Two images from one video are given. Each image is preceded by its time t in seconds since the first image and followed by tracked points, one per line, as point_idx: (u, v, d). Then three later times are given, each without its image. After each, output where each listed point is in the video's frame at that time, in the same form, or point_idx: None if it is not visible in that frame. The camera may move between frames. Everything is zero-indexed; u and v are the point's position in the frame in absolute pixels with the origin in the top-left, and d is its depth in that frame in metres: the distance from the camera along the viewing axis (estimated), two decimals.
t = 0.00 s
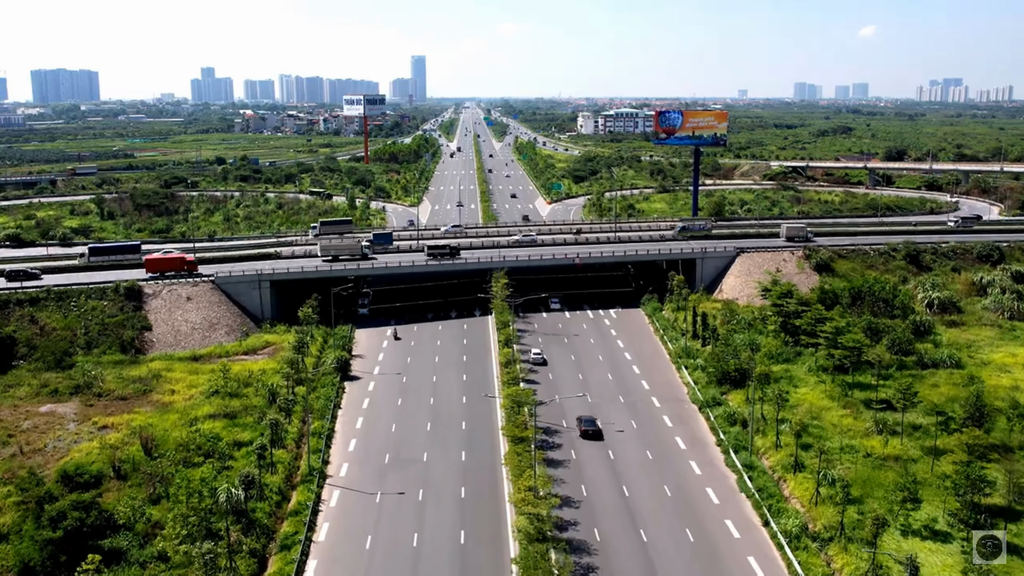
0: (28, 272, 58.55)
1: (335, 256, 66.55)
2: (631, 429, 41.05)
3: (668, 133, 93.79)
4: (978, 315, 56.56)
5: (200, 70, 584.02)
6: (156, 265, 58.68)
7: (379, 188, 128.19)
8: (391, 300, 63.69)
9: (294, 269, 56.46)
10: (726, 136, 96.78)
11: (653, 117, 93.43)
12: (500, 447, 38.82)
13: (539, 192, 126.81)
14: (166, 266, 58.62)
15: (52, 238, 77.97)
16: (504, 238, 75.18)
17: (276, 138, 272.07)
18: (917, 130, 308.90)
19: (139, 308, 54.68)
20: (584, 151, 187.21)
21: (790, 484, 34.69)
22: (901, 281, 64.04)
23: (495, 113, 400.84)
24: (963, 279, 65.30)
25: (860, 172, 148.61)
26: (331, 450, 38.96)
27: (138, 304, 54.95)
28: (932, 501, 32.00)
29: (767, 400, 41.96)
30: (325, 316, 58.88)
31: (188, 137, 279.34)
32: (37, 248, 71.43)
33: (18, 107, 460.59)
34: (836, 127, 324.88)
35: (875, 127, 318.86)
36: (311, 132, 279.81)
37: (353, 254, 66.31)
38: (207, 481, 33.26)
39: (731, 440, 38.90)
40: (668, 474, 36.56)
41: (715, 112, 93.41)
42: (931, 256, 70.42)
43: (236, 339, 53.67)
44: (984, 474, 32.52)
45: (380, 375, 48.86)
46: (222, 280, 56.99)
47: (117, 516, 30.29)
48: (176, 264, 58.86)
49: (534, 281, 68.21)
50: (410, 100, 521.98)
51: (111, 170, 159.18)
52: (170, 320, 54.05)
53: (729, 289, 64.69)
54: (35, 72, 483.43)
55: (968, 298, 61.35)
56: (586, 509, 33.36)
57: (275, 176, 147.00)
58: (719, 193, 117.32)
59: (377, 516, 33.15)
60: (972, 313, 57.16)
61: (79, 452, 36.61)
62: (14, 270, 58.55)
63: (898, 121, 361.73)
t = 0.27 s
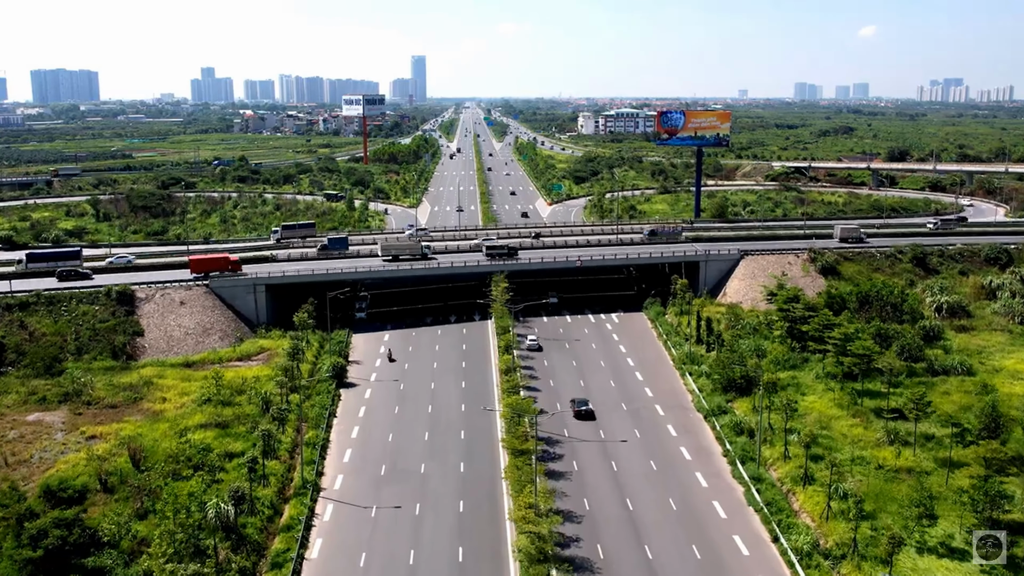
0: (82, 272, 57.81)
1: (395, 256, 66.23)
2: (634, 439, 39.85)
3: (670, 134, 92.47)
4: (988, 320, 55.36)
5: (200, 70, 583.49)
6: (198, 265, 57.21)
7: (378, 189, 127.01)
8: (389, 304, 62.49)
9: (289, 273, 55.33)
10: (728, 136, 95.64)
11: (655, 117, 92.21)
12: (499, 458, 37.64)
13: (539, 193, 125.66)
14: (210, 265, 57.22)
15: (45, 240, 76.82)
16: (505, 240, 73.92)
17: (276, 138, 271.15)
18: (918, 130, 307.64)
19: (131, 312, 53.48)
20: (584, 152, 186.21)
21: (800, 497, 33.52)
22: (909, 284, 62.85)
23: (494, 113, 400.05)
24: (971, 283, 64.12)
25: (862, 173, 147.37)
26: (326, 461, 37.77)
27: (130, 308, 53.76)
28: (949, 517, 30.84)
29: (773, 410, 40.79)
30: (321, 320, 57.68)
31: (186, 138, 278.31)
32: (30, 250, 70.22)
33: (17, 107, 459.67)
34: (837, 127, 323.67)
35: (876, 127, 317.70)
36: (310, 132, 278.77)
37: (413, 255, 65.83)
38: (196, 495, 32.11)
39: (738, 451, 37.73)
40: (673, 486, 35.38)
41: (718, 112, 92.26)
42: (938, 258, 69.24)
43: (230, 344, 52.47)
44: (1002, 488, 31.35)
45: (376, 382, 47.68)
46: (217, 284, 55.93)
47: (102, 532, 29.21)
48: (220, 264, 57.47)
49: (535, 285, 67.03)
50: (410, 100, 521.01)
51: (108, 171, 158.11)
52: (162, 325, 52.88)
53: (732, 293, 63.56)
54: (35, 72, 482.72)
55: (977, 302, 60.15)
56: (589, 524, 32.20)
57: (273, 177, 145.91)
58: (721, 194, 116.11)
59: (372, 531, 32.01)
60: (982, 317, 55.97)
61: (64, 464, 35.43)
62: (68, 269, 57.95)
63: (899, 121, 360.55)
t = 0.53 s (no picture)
0: (134, 270, 57.90)
1: (455, 255, 65.80)
2: (637, 449, 38.74)
3: (672, 134, 91.23)
4: (999, 325, 54.20)
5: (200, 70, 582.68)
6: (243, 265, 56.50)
7: (377, 190, 125.86)
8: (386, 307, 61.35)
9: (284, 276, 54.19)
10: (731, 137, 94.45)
11: (657, 117, 91.00)
12: (498, 470, 36.51)
13: (540, 194, 124.47)
14: (255, 265, 56.55)
15: (38, 242, 75.63)
16: (505, 242, 72.71)
17: (275, 138, 270.03)
18: (920, 130, 306.27)
19: (123, 317, 52.33)
20: (585, 152, 185.09)
21: (810, 512, 32.37)
22: (916, 288, 61.69)
23: (494, 113, 398.77)
24: (980, 286, 62.95)
25: (866, 173, 146.16)
26: (320, 472, 36.64)
27: (122, 313, 52.60)
28: (966, 534, 29.67)
29: (781, 420, 39.64)
30: (317, 325, 56.52)
31: (185, 138, 277.27)
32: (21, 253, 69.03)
33: (17, 107, 458.70)
34: (839, 126, 322.34)
35: (877, 128, 316.44)
36: (310, 133, 277.72)
37: (473, 254, 65.26)
38: (184, 510, 30.98)
39: (745, 462, 36.57)
40: (677, 499, 34.26)
41: (720, 112, 91.08)
42: (945, 261, 68.06)
43: (224, 350, 51.34)
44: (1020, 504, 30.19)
45: (373, 389, 46.54)
46: (211, 288, 54.80)
47: (84, 550, 28.10)
48: (265, 263, 56.77)
49: (535, 288, 65.86)
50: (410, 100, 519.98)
51: (106, 171, 156.98)
52: (154, 330, 51.72)
53: (736, 296, 62.43)
54: (35, 72, 481.68)
55: (986, 306, 58.98)
56: (591, 539, 31.07)
57: (272, 177, 144.75)
58: (723, 195, 114.94)
59: (367, 546, 30.88)
60: (992, 322, 54.79)
61: (49, 477, 34.31)
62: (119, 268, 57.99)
63: (901, 121, 359.33)
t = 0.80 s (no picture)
0: (185, 270, 57.76)
1: (515, 255, 65.59)
2: (640, 460, 37.54)
3: (674, 134, 89.98)
4: (1009, 330, 53.04)
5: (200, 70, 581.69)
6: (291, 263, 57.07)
7: (376, 191, 124.73)
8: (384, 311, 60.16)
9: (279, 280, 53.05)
10: (733, 137, 93.29)
11: (659, 118, 89.82)
12: (497, 483, 35.32)
13: (540, 195, 123.36)
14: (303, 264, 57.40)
15: (31, 244, 74.41)
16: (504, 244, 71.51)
17: (274, 138, 268.84)
18: (921, 130, 304.98)
19: (114, 321, 51.16)
20: (585, 152, 183.94)
21: (820, 527, 31.22)
22: (923, 292, 60.55)
23: (494, 113, 397.61)
24: (988, 290, 61.83)
25: (868, 174, 145.01)
26: (313, 485, 35.46)
27: (113, 317, 51.45)
28: (983, 551, 28.53)
29: (789, 429, 38.46)
30: (313, 330, 55.34)
31: (184, 138, 276.14)
32: (13, 256, 67.84)
33: (18, 107, 457.88)
34: (840, 127, 321.10)
35: (878, 128, 315.25)
36: (309, 133, 276.56)
37: (533, 253, 64.87)
38: (170, 525, 29.87)
39: (752, 474, 35.38)
40: (683, 513, 33.09)
41: (723, 113, 89.96)
42: (952, 264, 66.93)
43: (217, 355, 50.20)
44: None
45: (369, 396, 45.35)
46: (204, 292, 53.66)
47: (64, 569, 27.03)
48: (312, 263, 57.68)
49: (535, 292, 64.65)
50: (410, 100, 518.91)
51: (102, 171, 155.74)
52: (146, 335, 50.58)
53: (740, 300, 61.31)
54: (34, 72, 480.54)
55: (995, 310, 57.84)
56: (593, 556, 29.88)
57: (270, 177, 143.56)
58: (725, 196, 113.79)
59: (360, 562, 29.70)
60: (1002, 327, 53.67)
61: (32, 490, 33.16)
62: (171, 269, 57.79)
63: (902, 121, 358.18)
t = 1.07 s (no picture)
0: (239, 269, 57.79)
1: (576, 256, 66.04)
2: (644, 472, 36.38)
3: (676, 135, 88.75)
4: (1020, 334, 51.88)
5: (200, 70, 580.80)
6: (338, 265, 58.37)
7: (375, 192, 123.57)
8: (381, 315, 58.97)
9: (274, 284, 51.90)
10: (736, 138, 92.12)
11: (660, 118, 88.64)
12: (497, 497, 34.18)
13: (540, 196, 122.26)
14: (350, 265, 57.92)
15: (23, 247, 73.22)
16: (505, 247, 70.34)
17: (273, 138, 267.71)
18: (923, 130, 303.71)
19: (105, 327, 50.03)
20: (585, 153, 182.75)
21: (832, 543, 30.08)
22: (931, 295, 59.40)
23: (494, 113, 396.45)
24: (997, 294, 60.69)
25: (871, 174, 143.81)
26: (306, 498, 34.32)
27: (104, 322, 50.30)
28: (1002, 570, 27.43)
29: (797, 440, 37.30)
30: (309, 335, 54.16)
31: (183, 138, 275.09)
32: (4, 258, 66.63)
33: (17, 107, 456.96)
34: (841, 126, 319.86)
35: (880, 128, 314.04)
36: (308, 133, 275.42)
37: (593, 254, 65.10)
38: (157, 543, 28.77)
39: (760, 486, 34.24)
40: (688, 528, 31.93)
41: (725, 113, 88.83)
42: (960, 267, 65.76)
43: (210, 361, 49.09)
44: None
45: (365, 404, 44.20)
46: (197, 296, 52.52)
47: None
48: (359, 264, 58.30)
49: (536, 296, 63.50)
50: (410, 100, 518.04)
51: (99, 172, 154.55)
52: (137, 340, 49.44)
53: (744, 303, 60.16)
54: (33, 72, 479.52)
55: (1005, 315, 56.69)
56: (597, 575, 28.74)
57: (268, 178, 142.40)
58: (727, 197, 112.58)
59: None
60: (1013, 331, 52.52)
61: (15, 504, 32.01)
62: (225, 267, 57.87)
63: (903, 121, 357.00)
